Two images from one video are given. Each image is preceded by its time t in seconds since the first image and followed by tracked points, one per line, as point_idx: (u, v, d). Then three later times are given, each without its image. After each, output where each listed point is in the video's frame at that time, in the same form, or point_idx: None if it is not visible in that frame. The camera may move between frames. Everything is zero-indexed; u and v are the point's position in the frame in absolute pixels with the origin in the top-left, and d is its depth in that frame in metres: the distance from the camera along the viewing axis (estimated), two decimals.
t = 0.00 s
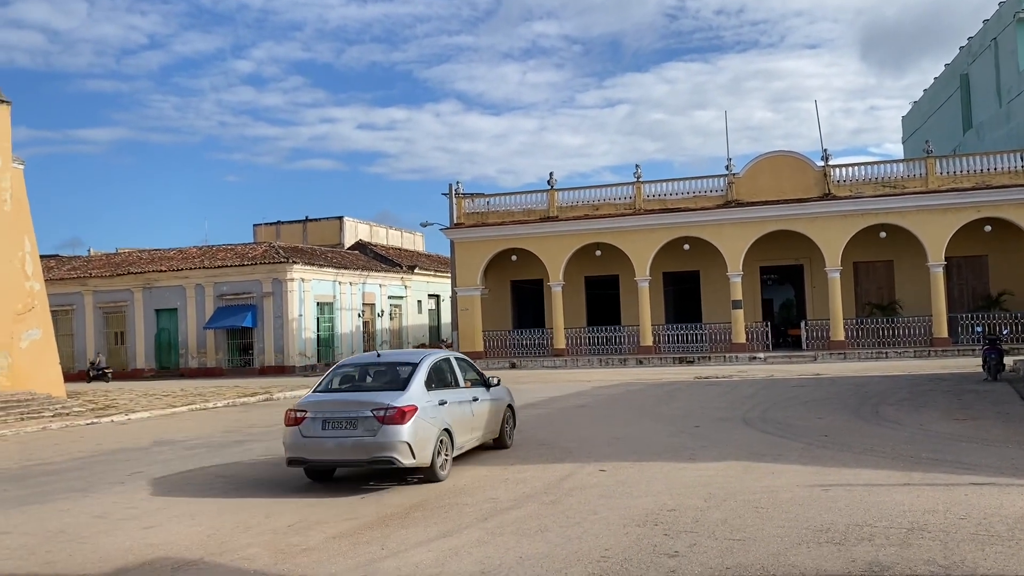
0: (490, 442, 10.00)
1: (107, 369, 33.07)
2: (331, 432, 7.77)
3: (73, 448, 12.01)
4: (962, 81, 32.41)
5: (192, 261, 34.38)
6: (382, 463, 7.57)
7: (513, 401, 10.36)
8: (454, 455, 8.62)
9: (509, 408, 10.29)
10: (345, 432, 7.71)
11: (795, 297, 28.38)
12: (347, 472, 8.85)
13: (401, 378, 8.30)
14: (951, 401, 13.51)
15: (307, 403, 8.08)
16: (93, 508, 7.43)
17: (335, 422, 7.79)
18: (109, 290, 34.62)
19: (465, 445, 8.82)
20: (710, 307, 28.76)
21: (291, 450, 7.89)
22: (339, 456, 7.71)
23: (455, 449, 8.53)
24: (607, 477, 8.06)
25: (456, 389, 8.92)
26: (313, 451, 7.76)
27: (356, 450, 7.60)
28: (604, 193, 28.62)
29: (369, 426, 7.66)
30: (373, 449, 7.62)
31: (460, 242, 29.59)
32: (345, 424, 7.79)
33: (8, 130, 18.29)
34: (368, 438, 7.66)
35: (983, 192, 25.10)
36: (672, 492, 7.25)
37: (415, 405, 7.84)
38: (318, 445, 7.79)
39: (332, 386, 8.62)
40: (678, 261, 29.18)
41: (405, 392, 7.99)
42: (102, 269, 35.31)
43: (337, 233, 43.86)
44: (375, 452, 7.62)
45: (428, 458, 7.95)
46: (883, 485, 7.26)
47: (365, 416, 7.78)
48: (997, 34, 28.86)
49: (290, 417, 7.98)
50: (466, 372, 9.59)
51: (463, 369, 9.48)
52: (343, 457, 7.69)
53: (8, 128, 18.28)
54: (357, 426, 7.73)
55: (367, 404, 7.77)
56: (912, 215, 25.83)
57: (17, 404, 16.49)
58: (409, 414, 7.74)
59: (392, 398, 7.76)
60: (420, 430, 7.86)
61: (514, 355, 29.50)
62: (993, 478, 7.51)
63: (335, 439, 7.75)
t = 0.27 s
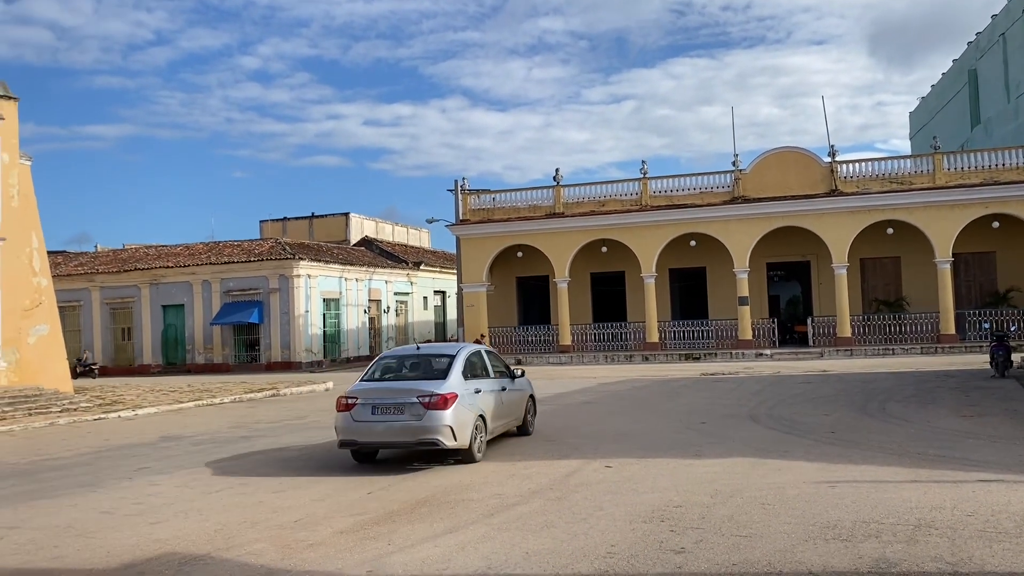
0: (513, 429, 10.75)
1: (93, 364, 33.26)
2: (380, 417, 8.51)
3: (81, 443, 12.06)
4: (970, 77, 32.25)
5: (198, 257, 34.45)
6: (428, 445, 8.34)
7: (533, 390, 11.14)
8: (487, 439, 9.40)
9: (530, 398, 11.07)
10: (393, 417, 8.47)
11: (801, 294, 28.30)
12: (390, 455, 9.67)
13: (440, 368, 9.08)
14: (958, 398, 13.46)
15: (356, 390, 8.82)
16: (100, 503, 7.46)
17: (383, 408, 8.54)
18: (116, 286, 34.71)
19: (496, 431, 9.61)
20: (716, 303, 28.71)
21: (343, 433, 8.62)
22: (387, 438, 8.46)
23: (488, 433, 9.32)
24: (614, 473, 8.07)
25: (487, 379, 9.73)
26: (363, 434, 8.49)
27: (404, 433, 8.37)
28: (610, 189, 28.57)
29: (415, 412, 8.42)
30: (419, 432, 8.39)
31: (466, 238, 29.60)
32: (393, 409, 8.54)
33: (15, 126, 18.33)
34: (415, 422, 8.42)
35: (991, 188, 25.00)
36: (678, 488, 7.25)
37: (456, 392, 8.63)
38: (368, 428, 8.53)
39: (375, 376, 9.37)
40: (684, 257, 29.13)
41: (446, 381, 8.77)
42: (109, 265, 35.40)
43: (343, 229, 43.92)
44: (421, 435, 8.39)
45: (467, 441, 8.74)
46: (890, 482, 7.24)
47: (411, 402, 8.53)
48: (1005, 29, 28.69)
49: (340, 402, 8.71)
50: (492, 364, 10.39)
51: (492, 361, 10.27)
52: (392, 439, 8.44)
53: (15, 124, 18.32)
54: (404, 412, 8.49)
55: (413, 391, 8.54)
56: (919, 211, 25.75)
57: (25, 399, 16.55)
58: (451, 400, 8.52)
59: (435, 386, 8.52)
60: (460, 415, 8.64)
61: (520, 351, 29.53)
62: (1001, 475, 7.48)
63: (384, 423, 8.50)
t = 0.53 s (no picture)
0: (535, 418, 11.53)
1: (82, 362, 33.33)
2: (421, 403, 9.33)
3: (90, 438, 12.12)
4: (980, 72, 32.06)
5: (206, 253, 34.53)
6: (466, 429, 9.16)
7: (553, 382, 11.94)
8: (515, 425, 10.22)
9: (550, 389, 11.88)
10: (434, 402, 9.29)
11: (809, 290, 28.21)
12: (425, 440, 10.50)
13: (473, 359, 9.89)
14: (967, 394, 13.40)
15: (399, 378, 9.63)
16: (109, 498, 7.49)
17: (425, 394, 9.37)
18: (125, 282, 34.82)
19: (522, 417, 10.44)
20: (724, 300, 28.64)
21: (387, 417, 9.44)
22: (429, 422, 9.28)
23: (516, 420, 10.14)
24: (621, 469, 8.07)
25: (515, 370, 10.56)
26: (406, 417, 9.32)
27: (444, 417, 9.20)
28: (617, 185, 28.52)
29: (454, 398, 9.25)
30: (458, 416, 9.22)
31: (473, 234, 29.59)
32: (433, 395, 9.37)
33: (24, 122, 18.39)
34: (454, 407, 9.24)
35: (1001, 184, 24.87)
36: (686, 484, 7.24)
37: (490, 381, 9.46)
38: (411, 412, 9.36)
39: (412, 366, 10.17)
40: (692, 253, 29.07)
41: (480, 370, 9.59)
42: (118, 261, 35.51)
43: (351, 225, 43.99)
44: (460, 419, 9.21)
45: (500, 425, 9.57)
46: (899, 479, 7.22)
47: (450, 389, 9.36)
48: (1016, 24, 28.50)
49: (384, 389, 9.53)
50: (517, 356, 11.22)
51: (517, 353, 11.09)
52: (432, 423, 9.25)
53: (24, 120, 18.38)
54: (444, 398, 9.31)
55: (451, 379, 9.36)
56: (929, 207, 25.63)
57: (35, 394, 16.63)
58: (486, 388, 9.36)
59: (472, 375, 9.36)
60: (494, 402, 9.47)
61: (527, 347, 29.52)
62: (1010, 472, 7.45)
63: (425, 408, 9.32)
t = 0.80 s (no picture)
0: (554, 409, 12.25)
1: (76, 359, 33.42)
2: (457, 391, 10.04)
3: (101, 433, 12.19)
4: (992, 67, 31.83)
5: (215, 249, 34.63)
6: (498, 415, 9.89)
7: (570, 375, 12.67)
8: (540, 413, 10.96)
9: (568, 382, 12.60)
10: (468, 391, 10.01)
11: (819, 287, 28.13)
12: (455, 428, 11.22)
13: (502, 351, 10.62)
14: (977, 391, 13.33)
15: (434, 368, 10.34)
16: (120, 492, 7.52)
17: (459, 382, 10.09)
18: (134, 278, 34.96)
19: (546, 406, 11.16)
20: (733, 296, 28.58)
21: (424, 404, 10.15)
22: (463, 409, 10.00)
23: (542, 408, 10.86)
24: (629, 465, 8.07)
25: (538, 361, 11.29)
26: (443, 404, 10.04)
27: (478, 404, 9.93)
28: (626, 181, 28.45)
29: (487, 386, 9.97)
30: (491, 403, 9.94)
31: (482, 230, 29.58)
32: (467, 384, 10.09)
33: (33, 118, 18.45)
34: (487, 395, 9.97)
35: (1012, 180, 24.74)
36: (695, 480, 7.23)
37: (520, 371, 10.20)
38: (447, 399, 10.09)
39: (443, 358, 10.88)
40: (701, 249, 29.00)
41: (510, 361, 10.32)
42: (127, 257, 35.65)
43: (359, 221, 44.05)
44: (492, 406, 9.94)
45: (528, 412, 10.33)
46: (909, 476, 7.19)
47: (482, 379, 10.09)
48: None
49: (420, 378, 10.24)
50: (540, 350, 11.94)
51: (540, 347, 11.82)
52: (467, 410, 9.97)
53: (33, 116, 18.44)
54: (477, 386, 10.03)
55: (484, 369, 10.09)
56: (939, 204, 25.50)
57: (45, 389, 16.73)
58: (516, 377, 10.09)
59: (503, 365, 10.09)
60: (523, 391, 10.21)
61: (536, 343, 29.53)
62: (1020, 469, 7.41)
63: (459, 396, 10.03)
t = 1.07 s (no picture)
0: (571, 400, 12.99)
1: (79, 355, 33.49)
2: (487, 381, 10.82)
3: (113, 428, 12.26)
4: (1004, 63, 31.62)
5: (226, 245, 34.75)
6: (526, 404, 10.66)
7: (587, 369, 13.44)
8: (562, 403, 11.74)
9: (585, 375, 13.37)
10: (498, 381, 10.79)
11: (829, 284, 27.99)
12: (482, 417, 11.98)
13: (527, 345, 11.39)
14: (988, 389, 13.25)
15: (466, 360, 11.12)
16: (131, 487, 7.57)
17: (489, 373, 10.87)
18: (145, 274, 35.11)
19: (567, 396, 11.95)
20: (742, 293, 28.49)
21: (456, 393, 10.93)
22: (494, 397, 10.78)
23: (564, 397, 11.65)
24: (637, 462, 8.07)
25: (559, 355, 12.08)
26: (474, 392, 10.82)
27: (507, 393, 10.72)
28: (635, 177, 28.41)
29: (516, 376, 10.76)
30: (519, 392, 10.73)
31: (491, 226, 29.59)
32: (497, 375, 10.86)
33: (45, 114, 18.54)
34: (516, 385, 10.75)
35: None
36: (704, 477, 7.23)
37: (545, 363, 10.99)
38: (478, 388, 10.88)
39: (472, 351, 11.66)
40: (710, 245, 28.93)
41: (536, 354, 11.10)
42: (138, 253, 35.81)
43: (368, 217, 44.12)
44: (520, 395, 10.72)
45: (553, 401, 11.11)
46: (919, 473, 7.17)
47: (511, 370, 10.86)
48: None
49: (452, 368, 11.03)
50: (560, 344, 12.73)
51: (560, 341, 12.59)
52: (497, 398, 10.75)
53: (44, 113, 18.53)
54: (506, 376, 10.81)
55: (512, 361, 10.87)
56: (950, 200, 25.36)
57: (56, 384, 16.83)
58: (542, 369, 10.88)
59: (530, 357, 10.86)
60: (548, 381, 10.99)
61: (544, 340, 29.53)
62: None
63: (490, 386, 10.81)
